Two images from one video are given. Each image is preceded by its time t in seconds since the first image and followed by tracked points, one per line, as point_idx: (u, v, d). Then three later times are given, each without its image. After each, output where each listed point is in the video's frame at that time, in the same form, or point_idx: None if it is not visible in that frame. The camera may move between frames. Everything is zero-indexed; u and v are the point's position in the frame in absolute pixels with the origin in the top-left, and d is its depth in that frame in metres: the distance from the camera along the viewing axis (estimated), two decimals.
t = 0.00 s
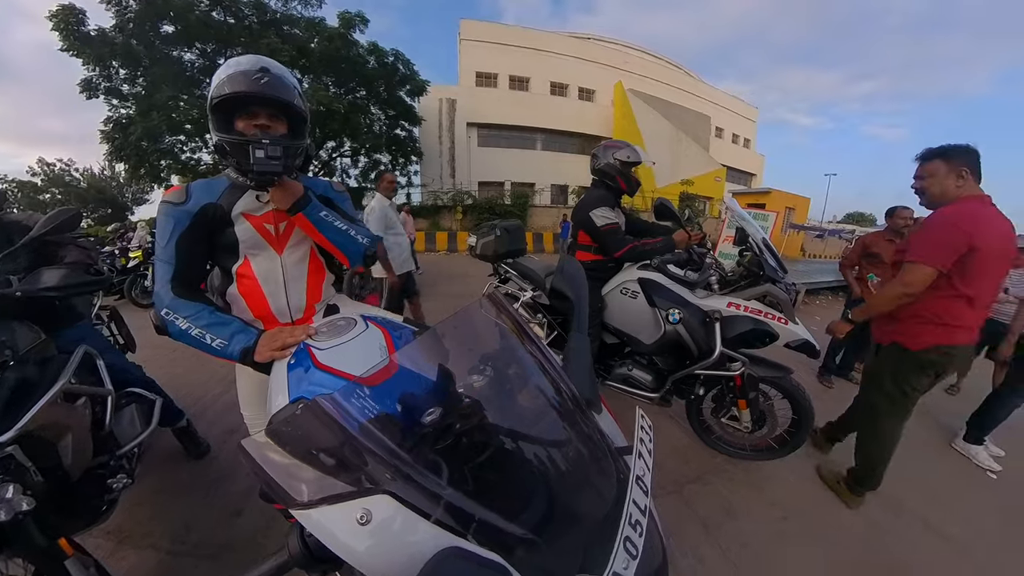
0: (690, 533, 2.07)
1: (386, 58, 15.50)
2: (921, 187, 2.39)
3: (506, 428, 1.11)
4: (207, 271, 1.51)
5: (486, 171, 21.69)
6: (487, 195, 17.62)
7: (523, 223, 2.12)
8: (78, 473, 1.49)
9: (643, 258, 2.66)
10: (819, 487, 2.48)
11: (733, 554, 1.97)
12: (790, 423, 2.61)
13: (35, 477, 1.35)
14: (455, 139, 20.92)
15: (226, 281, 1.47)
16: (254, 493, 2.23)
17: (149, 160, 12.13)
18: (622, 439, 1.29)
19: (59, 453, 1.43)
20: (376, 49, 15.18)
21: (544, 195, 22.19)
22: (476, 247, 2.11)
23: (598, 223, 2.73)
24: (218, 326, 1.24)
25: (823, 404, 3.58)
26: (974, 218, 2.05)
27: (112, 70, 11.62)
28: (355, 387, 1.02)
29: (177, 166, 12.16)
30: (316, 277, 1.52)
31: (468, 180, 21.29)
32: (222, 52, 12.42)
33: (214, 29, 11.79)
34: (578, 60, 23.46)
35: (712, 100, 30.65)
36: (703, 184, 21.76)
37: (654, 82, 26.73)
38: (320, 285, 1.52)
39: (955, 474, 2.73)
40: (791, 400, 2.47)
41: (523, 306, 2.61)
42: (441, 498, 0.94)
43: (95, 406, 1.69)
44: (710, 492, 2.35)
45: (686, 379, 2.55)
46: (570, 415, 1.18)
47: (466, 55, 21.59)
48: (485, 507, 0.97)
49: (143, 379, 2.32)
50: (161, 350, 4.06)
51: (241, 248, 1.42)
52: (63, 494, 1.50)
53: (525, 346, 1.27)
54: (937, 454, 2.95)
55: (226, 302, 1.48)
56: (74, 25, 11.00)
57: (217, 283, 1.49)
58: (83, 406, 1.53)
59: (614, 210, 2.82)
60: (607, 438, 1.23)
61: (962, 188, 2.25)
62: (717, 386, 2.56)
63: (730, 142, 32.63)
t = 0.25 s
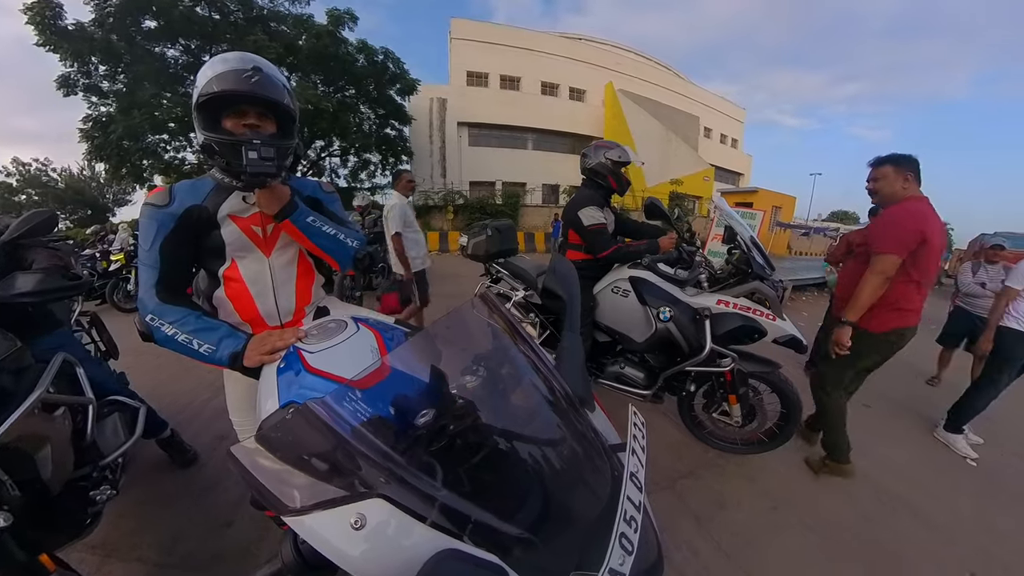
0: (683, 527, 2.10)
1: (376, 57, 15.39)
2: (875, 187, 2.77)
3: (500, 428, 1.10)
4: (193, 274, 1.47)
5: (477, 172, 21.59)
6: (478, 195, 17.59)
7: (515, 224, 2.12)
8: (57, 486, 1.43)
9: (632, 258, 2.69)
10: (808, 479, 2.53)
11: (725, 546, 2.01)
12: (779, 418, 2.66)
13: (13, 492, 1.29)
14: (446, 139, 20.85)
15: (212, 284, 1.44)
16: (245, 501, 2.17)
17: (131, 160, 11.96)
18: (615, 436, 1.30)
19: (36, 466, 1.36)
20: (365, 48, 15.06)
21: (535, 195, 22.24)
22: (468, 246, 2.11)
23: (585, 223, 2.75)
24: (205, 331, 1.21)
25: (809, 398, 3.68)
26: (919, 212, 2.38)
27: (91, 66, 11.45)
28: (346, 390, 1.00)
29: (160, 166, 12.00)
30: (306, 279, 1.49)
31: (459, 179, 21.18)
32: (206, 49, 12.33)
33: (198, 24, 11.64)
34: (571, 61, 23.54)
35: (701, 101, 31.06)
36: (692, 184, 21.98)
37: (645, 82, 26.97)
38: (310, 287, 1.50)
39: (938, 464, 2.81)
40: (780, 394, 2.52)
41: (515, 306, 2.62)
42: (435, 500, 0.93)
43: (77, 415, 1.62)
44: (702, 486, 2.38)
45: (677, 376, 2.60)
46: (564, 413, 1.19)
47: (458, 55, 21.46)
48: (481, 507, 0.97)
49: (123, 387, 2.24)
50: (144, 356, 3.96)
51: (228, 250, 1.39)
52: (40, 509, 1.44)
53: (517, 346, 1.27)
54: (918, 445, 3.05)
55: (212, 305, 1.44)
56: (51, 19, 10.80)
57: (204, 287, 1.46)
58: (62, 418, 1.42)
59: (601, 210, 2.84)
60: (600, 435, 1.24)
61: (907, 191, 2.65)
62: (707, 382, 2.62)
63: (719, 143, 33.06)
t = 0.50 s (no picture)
0: (679, 523, 2.13)
1: (366, 55, 15.25)
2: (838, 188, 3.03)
3: (495, 428, 1.10)
4: (180, 277, 1.43)
5: (469, 172, 21.47)
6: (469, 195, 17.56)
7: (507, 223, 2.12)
8: (39, 499, 1.35)
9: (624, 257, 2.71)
10: (798, 473, 2.59)
11: (721, 541, 2.03)
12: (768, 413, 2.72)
13: None
14: (438, 139, 20.72)
15: (200, 287, 1.40)
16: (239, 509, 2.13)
17: (114, 159, 11.88)
18: (610, 433, 1.32)
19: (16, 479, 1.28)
20: (356, 46, 14.92)
21: (528, 194, 22.27)
22: (460, 247, 2.08)
23: (578, 222, 2.76)
24: (194, 336, 1.18)
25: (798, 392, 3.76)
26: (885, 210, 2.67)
27: (70, 62, 11.22)
28: (339, 392, 0.99)
29: (146, 165, 12.04)
30: (296, 281, 1.47)
31: (452, 179, 21.07)
32: (191, 46, 12.11)
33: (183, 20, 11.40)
34: (563, 61, 23.58)
35: (692, 101, 31.39)
36: (683, 183, 22.16)
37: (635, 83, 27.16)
38: (300, 289, 1.47)
39: (923, 456, 2.89)
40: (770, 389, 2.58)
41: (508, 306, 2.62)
42: (431, 501, 0.92)
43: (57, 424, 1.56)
44: (696, 482, 2.42)
45: (670, 373, 2.65)
46: (558, 412, 1.20)
47: (450, 54, 21.35)
48: (478, 508, 0.97)
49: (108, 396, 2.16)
50: (129, 362, 3.86)
51: (216, 252, 1.35)
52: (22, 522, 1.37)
53: (511, 346, 1.27)
54: (904, 437, 3.14)
55: (199, 307, 1.41)
56: (28, 14, 10.55)
57: (191, 289, 1.42)
58: (43, 427, 1.39)
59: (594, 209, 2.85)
60: (594, 433, 1.25)
61: (870, 191, 2.90)
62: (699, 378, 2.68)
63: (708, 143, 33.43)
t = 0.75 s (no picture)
0: (673, 516, 2.16)
1: (355, 53, 15.12)
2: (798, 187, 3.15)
3: (489, 428, 1.10)
4: (166, 281, 1.39)
5: (460, 171, 21.35)
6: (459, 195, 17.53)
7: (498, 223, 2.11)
8: (21, 511, 1.31)
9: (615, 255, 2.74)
10: (788, 465, 2.64)
11: (713, 533, 2.07)
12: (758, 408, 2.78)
13: None
14: (428, 138, 20.54)
15: (186, 291, 1.37)
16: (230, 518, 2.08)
17: (94, 158, 11.65)
18: (603, 430, 1.32)
19: None
20: (345, 44, 14.85)
21: (519, 194, 22.29)
22: (450, 246, 2.09)
23: (570, 221, 2.78)
24: (180, 341, 1.15)
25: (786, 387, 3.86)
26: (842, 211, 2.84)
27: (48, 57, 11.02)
28: (331, 395, 0.97)
29: (126, 165, 11.78)
30: (285, 283, 1.43)
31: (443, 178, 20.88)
32: (175, 41, 11.98)
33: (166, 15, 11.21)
34: (553, 61, 23.67)
35: (681, 102, 31.77)
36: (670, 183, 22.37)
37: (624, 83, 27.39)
38: (290, 291, 1.44)
39: (906, 446, 2.98)
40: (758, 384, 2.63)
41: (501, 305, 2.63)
42: (427, 503, 0.91)
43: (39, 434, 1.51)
44: (689, 476, 2.46)
45: (662, 370, 2.69)
46: (552, 410, 1.20)
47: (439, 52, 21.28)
48: (473, 508, 0.96)
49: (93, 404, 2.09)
50: (112, 368, 3.76)
51: (202, 255, 1.32)
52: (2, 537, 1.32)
53: (504, 346, 1.27)
54: (888, 429, 3.23)
55: (186, 312, 1.37)
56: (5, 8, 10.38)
57: (177, 293, 1.38)
58: (24, 437, 1.31)
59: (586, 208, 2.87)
60: (588, 431, 1.26)
61: (828, 193, 3.01)
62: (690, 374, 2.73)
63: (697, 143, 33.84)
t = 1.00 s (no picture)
0: (668, 511, 2.19)
1: (345, 51, 14.94)
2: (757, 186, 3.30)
3: (484, 428, 1.10)
4: (152, 284, 1.36)
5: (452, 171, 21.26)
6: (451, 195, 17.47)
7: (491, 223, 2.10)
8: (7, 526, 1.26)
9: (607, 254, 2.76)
10: (779, 459, 2.70)
11: (708, 528, 2.10)
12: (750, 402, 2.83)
13: None
14: (420, 138, 20.45)
15: (172, 294, 1.33)
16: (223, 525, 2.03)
17: (76, 158, 11.38)
18: (598, 428, 1.33)
19: None
20: (336, 42, 14.65)
21: (511, 194, 22.31)
22: (442, 248, 2.05)
23: (564, 220, 2.79)
24: (167, 346, 1.13)
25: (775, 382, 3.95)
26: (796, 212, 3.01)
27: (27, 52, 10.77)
28: (324, 398, 0.96)
29: (109, 165, 11.56)
30: (275, 286, 1.41)
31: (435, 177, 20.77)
32: (159, 38, 11.69)
33: (150, 10, 10.96)
34: (544, 60, 23.67)
35: (671, 103, 32.06)
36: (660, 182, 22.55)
37: (616, 83, 27.52)
38: (280, 294, 1.42)
39: (891, 438, 3.07)
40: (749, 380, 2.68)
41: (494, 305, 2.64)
42: (423, 505, 0.90)
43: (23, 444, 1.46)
44: (683, 471, 2.49)
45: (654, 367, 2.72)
46: (546, 409, 1.20)
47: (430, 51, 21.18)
48: (471, 508, 0.96)
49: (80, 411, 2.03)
50: (99, 373, 3.68)
51: (188, 258, 1.28)
52: None
53: (497, 345, 1.27)
54: (875, 422, 3.32)
55: (173, 316, 1.33)
56: None
57: (162, 297, 1.35)
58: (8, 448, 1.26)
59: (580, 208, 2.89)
60: (582, 429, 1.26)
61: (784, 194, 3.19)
62: (683, 370, 2.76)
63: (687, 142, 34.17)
